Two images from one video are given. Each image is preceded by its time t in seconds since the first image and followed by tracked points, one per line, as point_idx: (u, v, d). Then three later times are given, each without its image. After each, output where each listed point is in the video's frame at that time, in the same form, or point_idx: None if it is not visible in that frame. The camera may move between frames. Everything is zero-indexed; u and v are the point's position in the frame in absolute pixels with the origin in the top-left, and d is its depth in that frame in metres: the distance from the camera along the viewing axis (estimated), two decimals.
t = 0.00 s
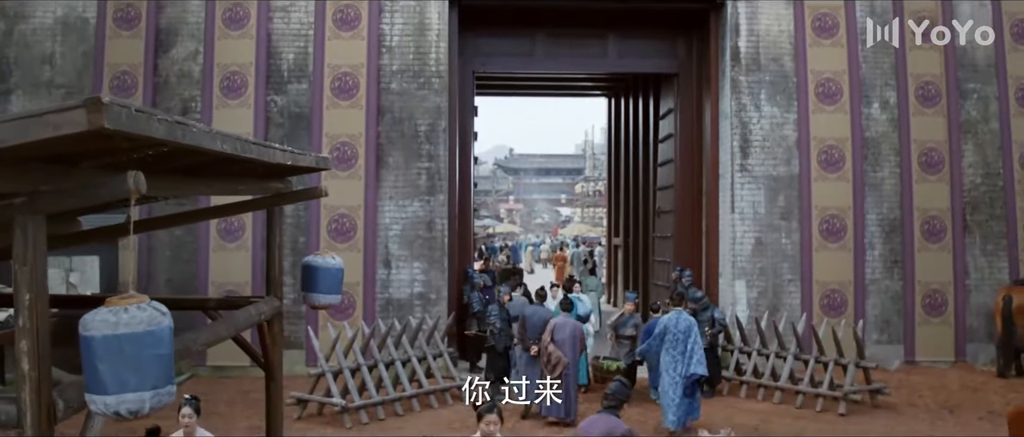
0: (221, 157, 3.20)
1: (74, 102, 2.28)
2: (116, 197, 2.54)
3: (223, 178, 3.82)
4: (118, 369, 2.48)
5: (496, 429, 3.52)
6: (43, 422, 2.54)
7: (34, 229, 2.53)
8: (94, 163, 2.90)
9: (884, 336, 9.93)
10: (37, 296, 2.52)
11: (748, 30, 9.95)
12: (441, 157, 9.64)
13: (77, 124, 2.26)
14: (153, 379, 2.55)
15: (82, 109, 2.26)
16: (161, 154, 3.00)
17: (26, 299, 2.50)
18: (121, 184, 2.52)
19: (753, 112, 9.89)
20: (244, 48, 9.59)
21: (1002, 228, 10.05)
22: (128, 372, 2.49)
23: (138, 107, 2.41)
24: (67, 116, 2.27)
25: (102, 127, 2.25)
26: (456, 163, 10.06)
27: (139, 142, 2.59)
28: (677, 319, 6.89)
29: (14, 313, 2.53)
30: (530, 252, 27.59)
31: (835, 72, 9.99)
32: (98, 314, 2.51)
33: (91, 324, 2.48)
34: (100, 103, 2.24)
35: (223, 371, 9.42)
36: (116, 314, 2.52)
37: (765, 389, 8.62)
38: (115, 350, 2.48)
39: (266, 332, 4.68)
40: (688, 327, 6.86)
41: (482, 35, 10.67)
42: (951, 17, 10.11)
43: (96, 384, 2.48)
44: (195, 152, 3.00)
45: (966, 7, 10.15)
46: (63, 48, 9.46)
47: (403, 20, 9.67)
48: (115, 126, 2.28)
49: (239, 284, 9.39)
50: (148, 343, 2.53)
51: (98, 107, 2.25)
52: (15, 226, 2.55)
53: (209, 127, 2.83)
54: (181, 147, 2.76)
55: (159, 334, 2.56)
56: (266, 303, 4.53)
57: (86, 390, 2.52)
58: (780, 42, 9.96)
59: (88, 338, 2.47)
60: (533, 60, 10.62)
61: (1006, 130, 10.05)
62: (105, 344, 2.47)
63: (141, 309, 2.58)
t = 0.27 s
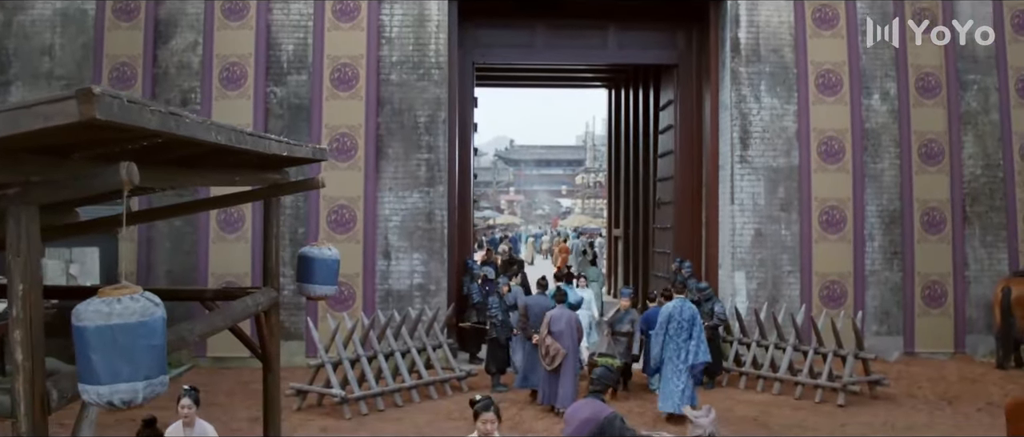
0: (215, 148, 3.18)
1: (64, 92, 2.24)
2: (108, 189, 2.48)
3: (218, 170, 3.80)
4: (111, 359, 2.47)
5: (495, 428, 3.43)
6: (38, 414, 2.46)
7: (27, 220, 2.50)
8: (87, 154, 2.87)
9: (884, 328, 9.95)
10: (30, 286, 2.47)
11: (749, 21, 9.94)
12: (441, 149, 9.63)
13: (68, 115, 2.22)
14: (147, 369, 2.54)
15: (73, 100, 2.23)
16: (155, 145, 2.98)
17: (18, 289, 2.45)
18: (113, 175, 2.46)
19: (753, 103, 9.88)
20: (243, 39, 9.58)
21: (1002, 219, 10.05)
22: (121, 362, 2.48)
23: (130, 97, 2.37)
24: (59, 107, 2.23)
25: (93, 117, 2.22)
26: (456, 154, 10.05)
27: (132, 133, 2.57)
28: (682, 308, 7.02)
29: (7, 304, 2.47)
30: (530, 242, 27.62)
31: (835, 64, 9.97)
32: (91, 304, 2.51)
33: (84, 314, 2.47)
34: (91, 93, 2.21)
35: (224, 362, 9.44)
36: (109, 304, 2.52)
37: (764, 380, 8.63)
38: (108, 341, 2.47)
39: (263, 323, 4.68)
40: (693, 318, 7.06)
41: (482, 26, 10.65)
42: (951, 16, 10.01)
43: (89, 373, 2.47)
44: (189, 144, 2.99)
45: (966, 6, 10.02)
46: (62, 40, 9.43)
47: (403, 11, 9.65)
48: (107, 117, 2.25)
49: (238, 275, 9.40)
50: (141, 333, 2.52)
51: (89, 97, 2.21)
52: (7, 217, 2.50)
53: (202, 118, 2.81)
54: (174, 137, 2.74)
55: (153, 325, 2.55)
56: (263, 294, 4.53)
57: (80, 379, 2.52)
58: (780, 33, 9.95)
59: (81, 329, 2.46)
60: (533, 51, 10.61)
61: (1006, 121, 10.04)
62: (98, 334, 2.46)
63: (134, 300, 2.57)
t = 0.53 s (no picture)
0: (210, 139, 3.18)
1: (55, 84, 2.24)
2: (101, 180, 2.45)
3: (214, 161, 3.80)
4: (109, 351, 2.48)
5: (489, 428, 3.45)
6: (31, 404, 2.47)
7: (21, 212, 2.49)
8: (81, 146, 2.87)
9: (883, 320, 9.96)
10: (23, 276, 2.46)
11: (748, 13, 9.93)
12: (440, 140, 9.63)
13: (59, 107, 2.21)
14: (145, 360, 2.56)
15: (65, 92, 2.22)
16: (149, 136, 2.98)
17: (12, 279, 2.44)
18: (106, 167, 2.44)
19: (752, 95, 9.88)
20: (242, 31, 9.57)
21: (1001, 211, 10.06)
22: (119, 353, 2.49)
23: (122, 89, 2.37)
24: (50, 98, 2.23)
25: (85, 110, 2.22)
26: (455, 147, 10.06)
27: (124, 124, 2.56)
28: (681, 298, 7.11)
29: None
30: (530, 234, 27.67)
31: (835, 56, 9.97)
32: (87, 296, 2.50)
33: (80, 307, 2.47)
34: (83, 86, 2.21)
35: (224, 354, 9.46)
36: (106, 296, 2.51)
37: (763, 372, 8.65)
38: (107, 332, 2.47)
39: (260, 315, 4.69)
40: (692, 308, 7.13)
41: (481, 18, 10.64)
42: (951, 16, 10.03)
43: (86, 365, 2.47)
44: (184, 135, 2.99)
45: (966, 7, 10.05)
46: (61, 32, 9.42)
47: (402, 3, 9.64)
48: (99, 110, 2.25)
49: (238, 267, 9.41)
50: (139, 324, 2.53)
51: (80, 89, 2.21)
52: None
53: (195, 109, 2.81)
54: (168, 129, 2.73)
55: (149, 315, 2.56)
56: (260, 286, 4.53)
57: (77, 371, 2.52)
58: (779, 25, 9.94)
59: (79, 320, 2.46)
60: (532, 43, 10.59)
61: (1006, 114, 10.04)
62: (95, 326, 2.46)
63: (130, 290, 2.57)
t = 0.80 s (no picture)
0: (206, 130, 3.18)
1: (45, 74, 2.24)
2: (93, 170, 2.48)
3: (210, 152, 3.81)
4: (107, 341, 2.48)
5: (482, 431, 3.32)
6: (24, 393, 2.48)
7: (14, 202, 2.50)
8: (73, 136, 2.87)
9: (881, 311, 9.98)
10: (16, 267, 2.46)
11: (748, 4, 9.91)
12: (440, 131, 9.64)
13: (51, 98, 2.22)
14: (143, 348, 2.58)
15: (56, 83, 2.22)
16: (144, 127, 2.98)
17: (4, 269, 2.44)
18: (98, 157, 2.46)
19: (752, 86, 9.87)
20: (241, 22, 9.55)
21: (1001, 202, 10.07)
22: (118, 342, 2.50)
23: (114, 80, 2.38)
24: (41, 89, 2.23)
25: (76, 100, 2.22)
26: (454, 137, 10.05)
27: (117, 115, 2.57)
28: (676, 289, 7.19)
29: None
30: (530, 224, 27.63)
31: (835, 47, 9.95)
32: (83, 287, 2.50)
33: (77, 298, 2.47)
34: (73, 77, 2.21)
35: (223, 345, 9.48)
36: (102, 286, 2.52)
37: (762, 363, 8.67)
38: (104, 323, 2.48)
39: (257, 305, 4.69)
40: (687, 299, 7.21)
41: (481, 9, 10.61)
42: (951, 16, 9.96)
43: (85, 355, 2.48)
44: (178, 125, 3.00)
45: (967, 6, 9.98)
46: (60, 23, 9.40)
47: None
48: (90, 100, 2.25)
49: (237, 258, 9.42)
50: (135, 313, 2.55)
51: (71, 79, 2.22)
52: None
53: (189, 100, 2.82)
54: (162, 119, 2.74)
55: (145, 304, 2.58)
56: (257, 276, 4.53)
57: (73, 362, 2.52)
58: (779, 16, 9.92)
59: (75, 312, 2.46)
60: (532, 34, 10.58)
61: (1006, 105, 10.04)
62: (93, 317, 2.47)
63: (125, 279, 2.59)
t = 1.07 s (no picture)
0: (201, 121, 3.18)
1: (36, 65, 2.25)
2: (86, 161, 2.57)
3: (206, 143, 3.81)
4: (100, 331, 2.49)
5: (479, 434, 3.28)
6: (18, 383, 2.50)
7: (7, 193, 2.51)
8: (68, 127, 2.88)
9: (881, 302, 10.00)
10: (9, 258, 2.48)
11: None
12: (440, 122, 9.64)
13: (42, 89, 2.22)
14: (135, 339, 2.58)
15: (47, 74, 2.23)
16: (140, 118, 2.99)
17: None
18: (92, 148, 2.54)
19: (752, 77, 9.86)
20: (241, 13, 9.54)
21: (1000, 194, 10.08)
22: (111, 333, 2.51)
23: (106, 71, 2.38)
24: (32, 81, 2.23)
25: (68, 91, 2.23)
26: (453, 129, 10.06)
27: (109, 106, 2.57)
28: (670, 276, 7.46)
29: None
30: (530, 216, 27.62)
31: (835, 38, 9.94)
32: (77, 277, 2.51)
33: (70, 287, 2.48)
34: (64, 68, 2.21)
35: (223, 336, 9.49)
36: (95, 276, 2.53)
37: (761, 354, 8.68)
38: (97, 312, 2.49)
39: (254, 296, 4.69)
40: (682, 285, 7.48)
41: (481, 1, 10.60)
42: (953, 16, 10.02)
43: (77, 345, 2.48)
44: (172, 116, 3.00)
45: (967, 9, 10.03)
46: (59, 14, 9.39)
47: None
48: (82, 91, 2.26)
49: (237, 250, 9.44)
50: (129, 304, 2.55)
51: (63, 71, 2.22)
52: None
53: (183, 91, 2.82)
54: (156, 111, 2.74)
55: (138, 295, 2.59)
56: (254, 267, 4.53)
57: (65, 352, 2.52)
58: (779, 7, 9.91)
59: (69, 301, 2.47)
60: (532, 26, 10.56)
61: (1006, 96, 10.04)
62: (86, 307, 2.47)
63: (118, 270, 2.60)
